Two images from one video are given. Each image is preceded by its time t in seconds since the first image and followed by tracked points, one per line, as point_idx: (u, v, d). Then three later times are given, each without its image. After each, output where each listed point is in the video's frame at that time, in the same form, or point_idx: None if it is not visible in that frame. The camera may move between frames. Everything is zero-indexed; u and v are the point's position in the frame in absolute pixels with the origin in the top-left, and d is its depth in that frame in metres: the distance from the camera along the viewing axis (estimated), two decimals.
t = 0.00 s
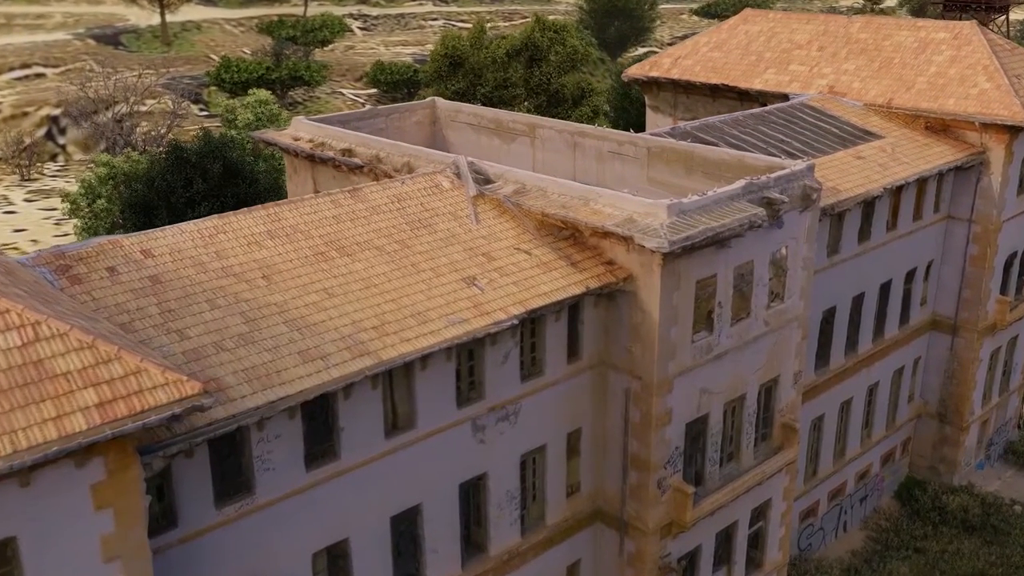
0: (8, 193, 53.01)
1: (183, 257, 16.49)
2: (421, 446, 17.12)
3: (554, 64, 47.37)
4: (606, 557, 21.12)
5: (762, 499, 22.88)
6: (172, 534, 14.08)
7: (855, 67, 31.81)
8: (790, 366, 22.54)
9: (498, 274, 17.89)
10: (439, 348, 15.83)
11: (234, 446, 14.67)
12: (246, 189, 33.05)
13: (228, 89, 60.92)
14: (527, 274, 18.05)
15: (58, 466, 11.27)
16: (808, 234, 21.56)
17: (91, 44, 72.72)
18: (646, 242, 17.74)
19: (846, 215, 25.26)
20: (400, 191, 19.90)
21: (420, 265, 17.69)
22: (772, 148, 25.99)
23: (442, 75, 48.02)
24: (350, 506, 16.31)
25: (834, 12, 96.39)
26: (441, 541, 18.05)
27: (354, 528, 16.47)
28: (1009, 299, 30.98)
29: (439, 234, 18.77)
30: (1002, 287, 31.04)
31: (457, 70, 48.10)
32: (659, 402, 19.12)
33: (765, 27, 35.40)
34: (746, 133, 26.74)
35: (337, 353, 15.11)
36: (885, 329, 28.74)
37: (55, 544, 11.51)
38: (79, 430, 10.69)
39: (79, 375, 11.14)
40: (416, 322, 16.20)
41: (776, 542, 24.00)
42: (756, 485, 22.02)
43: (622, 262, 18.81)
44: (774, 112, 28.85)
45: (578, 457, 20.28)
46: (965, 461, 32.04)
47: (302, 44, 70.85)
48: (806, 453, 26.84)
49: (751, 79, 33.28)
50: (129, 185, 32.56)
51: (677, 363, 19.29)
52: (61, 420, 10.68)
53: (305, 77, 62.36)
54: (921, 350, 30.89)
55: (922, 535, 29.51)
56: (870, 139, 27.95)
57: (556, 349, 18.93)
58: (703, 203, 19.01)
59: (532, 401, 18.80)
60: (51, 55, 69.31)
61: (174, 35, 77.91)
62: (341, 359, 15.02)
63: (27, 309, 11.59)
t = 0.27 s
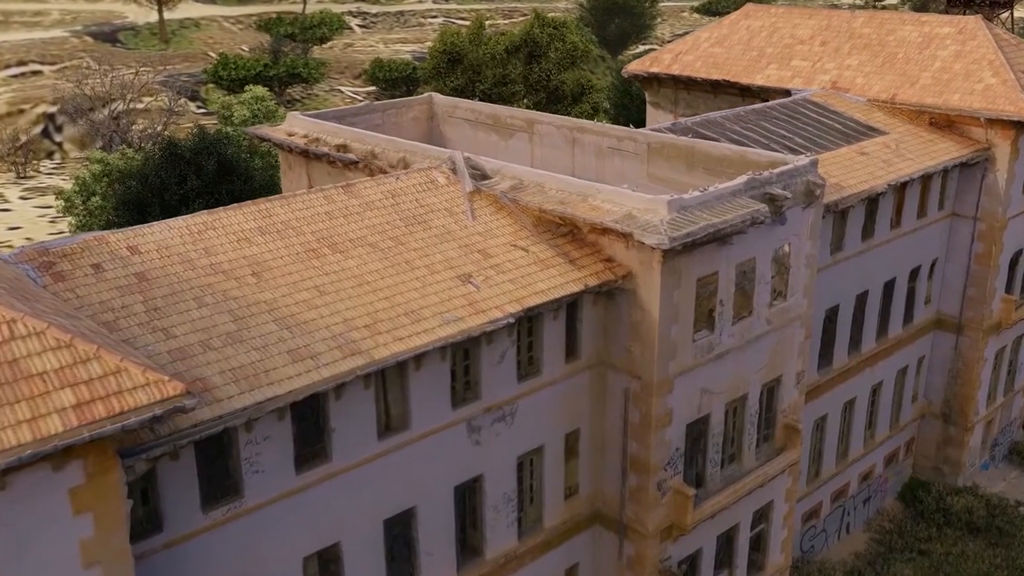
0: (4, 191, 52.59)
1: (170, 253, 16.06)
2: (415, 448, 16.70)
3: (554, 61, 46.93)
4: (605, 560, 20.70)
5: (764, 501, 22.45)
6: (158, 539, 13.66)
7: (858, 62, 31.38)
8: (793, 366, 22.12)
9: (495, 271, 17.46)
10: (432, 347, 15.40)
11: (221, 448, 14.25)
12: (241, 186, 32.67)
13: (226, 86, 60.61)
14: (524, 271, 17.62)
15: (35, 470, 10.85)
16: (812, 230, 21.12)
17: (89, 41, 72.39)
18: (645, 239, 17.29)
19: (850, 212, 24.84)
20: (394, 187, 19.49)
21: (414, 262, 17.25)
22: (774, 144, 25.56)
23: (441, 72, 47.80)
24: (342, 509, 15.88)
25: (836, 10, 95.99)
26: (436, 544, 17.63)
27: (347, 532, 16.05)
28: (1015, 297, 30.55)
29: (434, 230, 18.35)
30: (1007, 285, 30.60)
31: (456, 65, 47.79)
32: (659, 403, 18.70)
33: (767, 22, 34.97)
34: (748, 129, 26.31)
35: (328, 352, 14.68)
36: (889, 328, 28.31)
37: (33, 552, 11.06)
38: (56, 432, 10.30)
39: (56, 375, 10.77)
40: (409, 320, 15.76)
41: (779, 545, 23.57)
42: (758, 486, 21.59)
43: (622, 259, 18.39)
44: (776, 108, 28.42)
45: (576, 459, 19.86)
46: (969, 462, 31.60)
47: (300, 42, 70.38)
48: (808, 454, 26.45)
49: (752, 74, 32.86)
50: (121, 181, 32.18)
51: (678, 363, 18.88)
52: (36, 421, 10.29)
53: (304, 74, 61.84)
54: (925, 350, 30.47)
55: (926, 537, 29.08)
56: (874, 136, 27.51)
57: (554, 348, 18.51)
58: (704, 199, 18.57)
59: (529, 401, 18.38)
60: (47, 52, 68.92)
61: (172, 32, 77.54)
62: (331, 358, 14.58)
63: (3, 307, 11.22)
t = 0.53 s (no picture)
0: None
1: (157, 250, 15.64)
2: (409, 450, 16.28)
3: (553, 57, 46.55)
4: (604, 564, 20.28)
5: (766, 503, 22.03)
6: (141, 544, 13.25)
7: (861, 58, 30.95)
8: (795, 366, 21.69)
9: (490, 269, 17.03)
10: (426, 347, 14.98)
11: (208, 450, 13.84)
12: (236, 183, 32.29)
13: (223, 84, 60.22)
14: (520, 269, 17.19)
15: (9, 474, 10.43)
16: (815, 227, 20.69)
17: (86, 39, 72.01)
18: (644, 236, 16.84)
19: (853, 210, 24.42)
20: (388, 183, 19.07)
21: (407, 259, 16.83)
22: (777, 140, 25.14)
23: (439, 68, 47.09)
24: (333, 513, 15.46)
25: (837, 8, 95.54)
26: (430, 549, 17.22)
27: (338, 536, 15.64)
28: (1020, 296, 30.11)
29: (428, 227, 17.92)
30: (1013, 283, 30.17)
31: (455, 62, 47.04)
32: (659, 403, 18.29)
33: (769, 18, 34.54)
34: (750, 125, 25.88)
35: (317, 352, 14.26)
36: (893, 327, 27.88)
37: (8, 559, 10.64)
38: (29, 435, 9.89)
39: (31, 375, 10.36)
40: (402, 319, 15.34)
41: (781, 548, 23.15)
42: (759, 489, 21.17)
43: (621, 257, 17.97)
44: (778, 103, 27.98)
45: (574, 460, 19.44)
46: (974, 463, 31.16)
47: (298, 39, 69.89)
48: (811, 455, 26.05)
49: (754, 70, 32.43)
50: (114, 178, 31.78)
51: (678, 363, 18.46)
52: (9, 424, 9.88)
53: (302, 71, 61.38)
54: (930, 349, 30.04)
55: (930, 540, 28.65)
56: (878, 132, 27.08)
57: (551, 347, 18.09)
58: (705, 195, 18.12)
59: (526, 402, 17.95)
60: (44, 50, 68.53)
61: (170, 29, 77.13)
62: (321, 358, 14.16)
63: None
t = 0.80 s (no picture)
0: None
1: (142, 247, 15.20)
2: (401, 452, 15.86)
3: (553, 53, 46.09)
4: (601, 569, 19.85)
5: (768, 506, 21.59)
6: (122, 551, 12.83)
7: (865, 53, 30.50)
8: (798, 366, 21.25)
9: (485, 267, 16.59)
10: (417, 346, 14.54)
11: (192, 453, 13.41)
12: (230, 179, 31.90)
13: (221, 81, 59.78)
14: (516, 267, 16.75)
15: None
16: (818, 225, 20.25)
17: (84, 36, 71.60)
18: (643, 232, 16.34)
19: (856, 206, 23.98)
20: (382, 179, 18.63)
21: (400, 256, 16.38)
22: (779, 136, 24.70)
23: (439, 65, 46.48)
24: (322, 518, 15.03)
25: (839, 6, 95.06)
26: (423, 554, 16.80)
27: (328, 541, 15.21)
28: None
29: (422, 223, 17.48)
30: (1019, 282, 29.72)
31: (454, 59, 46.46)
32: (658, 404, 17.86)
33: (771, 13, 34.10)
34: (752, 120, 25.44)
35: (305, 352, 13.82)
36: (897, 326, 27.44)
37: None
38: None
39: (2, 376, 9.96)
40: (393, 318, 14.90)
41: (783, 552, 22.71)
42: (761, 491, 20.73)
43: (619, 254, 17.53)
44: (781, 99, 27.53)
45: (572, 463, 18.99)
46: (978, 465, 30.70)
47: (297, 36, 69.14)
48: (813, 457, 25.65)
49: (755, 66, 32.00)
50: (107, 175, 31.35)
51: (678, 363, 18.02)
52: None
53: (300, 68, 60.93)
54: (934, 349, 29.60)
55: (934, 542, 28.21)
56: (882, 128, 26.63)
57: (548, 347, 17.65)
58: (705, 191, 17.64)
59: (522, 403, 17.52)
60: (42, 47, 68.16)
61: (168, 26, 76.71)
62: (309, 358, 13.72)
63: None
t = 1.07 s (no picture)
0: None
1: (125, 244, 14.76)
2: (392, 456, 15.42)
3: (553, 50, 45.69)
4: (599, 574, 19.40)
5: (770, 510, 21.14)
6: (101, 558, 12.40)
7: (868, 48, 30.04)
8: (800, 367, 20.80)
9: (479, 265, 16.15)
10: (408, 347, 14.09)
11: (174, 458, 12.97)
12: (225, 176, 31.50)
13: (218, 78, 59.38)
14: (510, 265, 16.30)
15: None
16: (821, 222, 19.78)
17: (81, 33, 71.22)
18: (642, 230, 15.80)
19: (860, 204, 23.53)
20: (374, 175, 18.18)
21: (391, 254, 15.94)
22: (781, 132, 24.25)
23: (438, 62, 45.95)
24: (311, 524, 14.59)
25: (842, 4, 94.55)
26: (415, 559, 16.36)
27: (317, 547, 14.77)
28: None
29: (415, 220, 17.04)
30: None
31: (453, 56, 45.98)
32: (657, 406, 17.42)
33: (773, 8, 33.65)
34: (753, 116, 25.00)
35: (292, 352, 13.38)
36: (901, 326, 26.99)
37: None
38: None
39: None
40: (383, 317, 14.46)
41: (785, 556, 22.27)
42: (763, 495, 20.29)
43: (617, 252, 17.09)
44: (783, 95, 27.06)
45: (569, 466, 18.55)
46: (983, 466, 30.25)
47: (296, 33, 68.82)
48: (815, 459, 25.24)
49: (757, 61, 31.55)
50: (99, 172, 30.90)
51: (677, 364, 17.58)
52: None
53: (299, 66, 60.50)
54: (938, 349, 29.16)
55: (939, 546, 27.75)
56: (886, 124, 26.17)
57: (544, 348, 17.21)
58: (706, 187, 17.12)
59: (517, 405, 17.08)
60: (39, 44, 67.76)
61: (167, 24, 76.31)
62: (295, 359, 13.28)
63: None
